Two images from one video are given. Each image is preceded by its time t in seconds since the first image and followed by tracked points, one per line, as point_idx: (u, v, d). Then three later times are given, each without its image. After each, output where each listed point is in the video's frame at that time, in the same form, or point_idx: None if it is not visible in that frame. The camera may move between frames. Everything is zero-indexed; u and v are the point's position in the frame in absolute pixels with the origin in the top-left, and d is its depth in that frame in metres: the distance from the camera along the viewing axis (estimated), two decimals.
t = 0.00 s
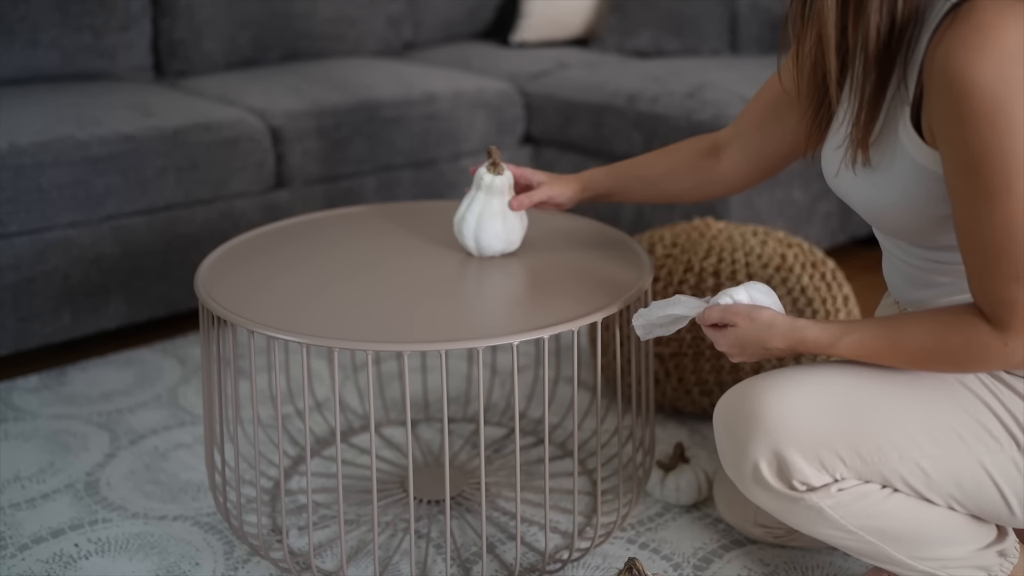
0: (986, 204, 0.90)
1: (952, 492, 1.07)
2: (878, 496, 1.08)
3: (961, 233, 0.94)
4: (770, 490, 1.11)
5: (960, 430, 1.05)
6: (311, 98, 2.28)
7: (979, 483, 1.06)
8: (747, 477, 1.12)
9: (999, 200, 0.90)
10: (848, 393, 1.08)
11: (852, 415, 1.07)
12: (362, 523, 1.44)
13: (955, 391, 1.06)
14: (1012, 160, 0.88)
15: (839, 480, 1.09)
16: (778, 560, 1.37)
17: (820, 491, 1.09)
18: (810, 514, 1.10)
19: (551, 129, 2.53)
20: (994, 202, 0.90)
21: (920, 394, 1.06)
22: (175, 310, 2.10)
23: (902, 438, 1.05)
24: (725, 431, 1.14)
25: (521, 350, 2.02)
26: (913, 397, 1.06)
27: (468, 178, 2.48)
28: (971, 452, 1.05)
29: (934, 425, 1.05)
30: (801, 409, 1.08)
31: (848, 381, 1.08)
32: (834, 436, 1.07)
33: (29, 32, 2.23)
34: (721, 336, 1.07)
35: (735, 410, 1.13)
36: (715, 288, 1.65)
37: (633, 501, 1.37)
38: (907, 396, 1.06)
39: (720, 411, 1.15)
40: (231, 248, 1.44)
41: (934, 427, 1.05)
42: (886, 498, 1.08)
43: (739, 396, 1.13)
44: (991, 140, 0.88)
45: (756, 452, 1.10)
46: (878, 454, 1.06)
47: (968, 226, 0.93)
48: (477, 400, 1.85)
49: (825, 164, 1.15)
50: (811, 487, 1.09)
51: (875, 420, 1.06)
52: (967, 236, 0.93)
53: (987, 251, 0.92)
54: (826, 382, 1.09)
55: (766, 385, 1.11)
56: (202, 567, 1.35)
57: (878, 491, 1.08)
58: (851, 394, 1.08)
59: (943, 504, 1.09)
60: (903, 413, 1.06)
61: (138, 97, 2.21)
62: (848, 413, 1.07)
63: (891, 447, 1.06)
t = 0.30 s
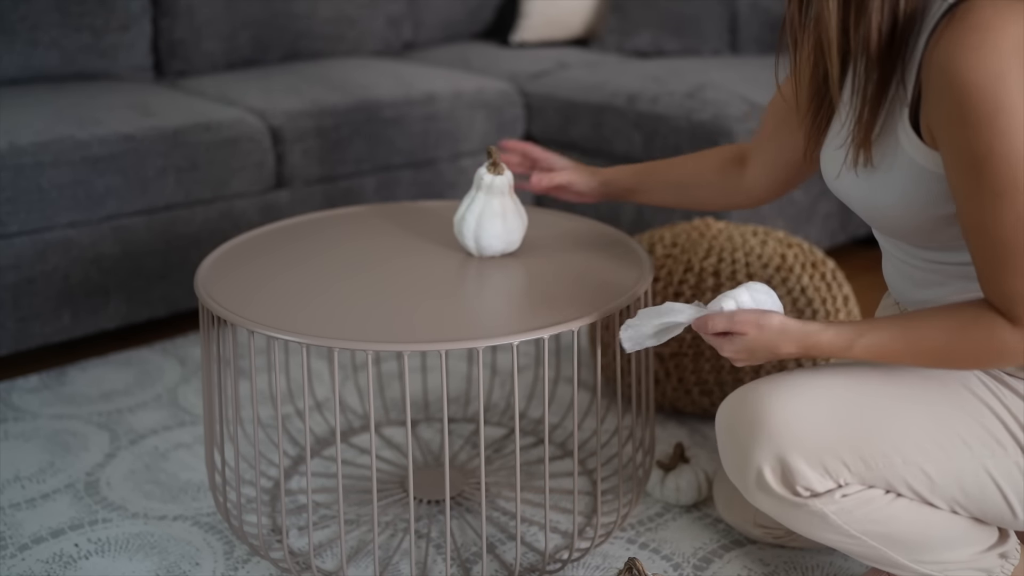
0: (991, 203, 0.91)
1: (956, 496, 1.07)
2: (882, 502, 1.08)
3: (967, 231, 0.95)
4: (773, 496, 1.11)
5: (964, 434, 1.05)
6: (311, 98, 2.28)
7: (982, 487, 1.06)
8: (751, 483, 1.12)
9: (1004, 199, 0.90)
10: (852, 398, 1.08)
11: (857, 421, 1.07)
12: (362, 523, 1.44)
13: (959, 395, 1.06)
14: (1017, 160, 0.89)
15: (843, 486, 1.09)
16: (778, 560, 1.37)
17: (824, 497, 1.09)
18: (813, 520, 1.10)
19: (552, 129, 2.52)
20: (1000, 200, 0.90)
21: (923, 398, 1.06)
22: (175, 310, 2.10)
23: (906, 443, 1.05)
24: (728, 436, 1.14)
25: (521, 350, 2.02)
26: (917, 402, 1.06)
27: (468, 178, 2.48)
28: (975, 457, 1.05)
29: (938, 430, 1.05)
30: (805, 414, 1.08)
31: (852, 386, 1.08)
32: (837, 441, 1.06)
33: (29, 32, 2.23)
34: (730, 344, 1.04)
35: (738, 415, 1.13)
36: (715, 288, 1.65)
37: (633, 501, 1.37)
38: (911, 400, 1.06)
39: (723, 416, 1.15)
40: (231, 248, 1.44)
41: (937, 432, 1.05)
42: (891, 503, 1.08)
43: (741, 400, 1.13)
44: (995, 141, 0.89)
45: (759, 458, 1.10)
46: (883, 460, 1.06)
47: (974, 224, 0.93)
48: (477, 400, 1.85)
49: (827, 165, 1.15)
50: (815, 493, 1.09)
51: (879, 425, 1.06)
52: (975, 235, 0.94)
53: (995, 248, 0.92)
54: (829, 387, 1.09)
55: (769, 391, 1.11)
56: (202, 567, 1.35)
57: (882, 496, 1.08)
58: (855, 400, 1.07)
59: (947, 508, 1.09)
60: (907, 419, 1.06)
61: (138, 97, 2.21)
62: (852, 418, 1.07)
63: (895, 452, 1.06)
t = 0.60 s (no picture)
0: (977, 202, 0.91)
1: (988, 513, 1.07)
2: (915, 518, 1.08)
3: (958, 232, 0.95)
4: (806, 510, 1.11)
5: (1000, 453, 1.04)
6: (312, 98, 2.28)
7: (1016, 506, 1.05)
8: (783, 496, 1.12)
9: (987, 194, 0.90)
10: (889, 414, 1.07)
11: (894, 438, 1.06)
12: (362, 523, 1.44)
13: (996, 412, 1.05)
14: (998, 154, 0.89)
15: (877, 502, 1.08)
16: (777, 560, 1.37)
17: (858, 513, 1.09)
18: (846, 535, 1.11)
19: (552, 129, 2.53)
20: (985, 200, 0.90)
21: (961, 416, 1.05)
22: (175, 310, 2.10)
23: (943, 462, 1.05)
24: (757, 448, 1.14)
25: (521, 350, 2.02)
26: (955, 420, 1.05)
27: (468, 178, 2.48)
28: (1011, 476, 1.04)
29: (975, 449, 1.04)
30: (841, 428, 1.07)
31: (889, 401, 1.07)
32: (874, 459, 1.06)
33: (29, 32, 2.23)
34: (747, 330, 1.10)
35: (768, 427, 1.12)
36: (715, 288, 1.65)
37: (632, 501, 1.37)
38: (949, 418, 1.05)
39: (753, 425, 1.15)
40: (231, 248, 1.44)
41: (975, 451, 1.04)
42: (923, 519, 1.08)
43: (773, 412, 1.12)
44: (974, 142, 0.89)
45: (792, 471, 1.09)
46: (919, 477, 1.06)
47: (963, 224, 0.94)
48: (477, 400, 1.85)
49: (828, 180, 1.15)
50: (850, 509, 1.09)
51: (916, 443, 1.05)
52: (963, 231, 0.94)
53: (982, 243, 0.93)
54: (866, 401, 1.08)
55: (804, 403, 1.10)
56: (202, 567, 1.35)
57: (915, 512, 1.08)
58: (892, 416, 1.07)
59: (978, 524, 1.09)
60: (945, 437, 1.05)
61: (138, 97, 2.21)
62: (889, 435, 1.06)
63: (932, 470, 1.05)
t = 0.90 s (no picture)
0: (915, 215, 0.90)
1: None
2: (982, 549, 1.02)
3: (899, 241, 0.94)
4: (872, 537, 1.03)
5: None
6: (312, 98, 2.28)
7: None
8: (847, 521, 1.04)
9: (926, 209, 0.89)
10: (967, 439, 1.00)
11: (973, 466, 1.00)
12: (362, 523, 1.44)
13: None
14: (940, 174, 0.88)
15: (948, 533, 1.02)
16: (777, 560, 1.37)
17: (929, 544, 1.02)
18: (909, 564, 1.04)
19: (551, 129, 2.52)
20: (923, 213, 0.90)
21: None
22: (175, 310, 2.10)
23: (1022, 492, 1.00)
24: (818, 468, 1.06)
25: (521, 350, 2.02)
26: None
27: (468, 178, 2.49)
28: None
29: None
30: (921, 455, 1.00)
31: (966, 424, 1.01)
32: (952, 487, 1.00)
33: (30, 32, 2.23)
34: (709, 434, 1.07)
35: (833, 446, 1.04)
36: (715, 288, 1.65)
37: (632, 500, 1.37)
38: None
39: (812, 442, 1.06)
40: (231, 248, 1.44)
41: None
42: (990, 551, 1.02)
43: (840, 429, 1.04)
44: (915, 157, 0.88)
45: (865, 497, 1.01)
46: (995, 507, 1.00)
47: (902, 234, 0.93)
48: (477, 399, 1.85)
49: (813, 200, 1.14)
50: (919, 539, 1.02)
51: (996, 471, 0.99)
52: (904, 243, 0.93)
53: (919, 258, 0.92)
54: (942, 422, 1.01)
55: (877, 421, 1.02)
56: (202, 567, 1.35)
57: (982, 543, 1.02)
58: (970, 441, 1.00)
59: None
60: None
61: (138, 97, 2.21)
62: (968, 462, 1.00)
63: (1009, 501, 1.00)
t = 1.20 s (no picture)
0: (852, 244, 0.91)
1: None
2: None
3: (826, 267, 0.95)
4: (958, 540, 0.98)
5: None
6: (312, 98, 2.28)
7: None
8: (929, 522, 0.99)
9: (864, 238, 0.91)
10: None
11: None
12: (362, 523, 1.44)
13: None
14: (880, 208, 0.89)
15: None
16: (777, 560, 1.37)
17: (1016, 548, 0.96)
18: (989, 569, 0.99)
19: (551, 129, 2.52)
20: (856, 244, 0.91)
21: None
22: (175, 310, 2.10)
23: None
24: (901, 476, 1.00)
25: (521, 350, 2.02)
26: None
27: (468, 178, 2.49)
28: None
29: None
30: (1008, 453, 0.95)
31: None
32: None
33: (30, 32, 2.23)
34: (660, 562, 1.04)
35: (926, 451, 0.98)
36: (715, 288, 1.64)
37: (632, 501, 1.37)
38: None
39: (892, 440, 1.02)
40: (231, 248, 1.45)
41: None
42: None
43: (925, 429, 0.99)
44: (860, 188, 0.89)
45: (954, 495, 0.96)
46: None
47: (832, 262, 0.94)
48: (477, 399, 1.85)
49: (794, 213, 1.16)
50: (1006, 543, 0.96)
51: None
52: (831, 268, 0.94)
53: (848, 293, 0.93)
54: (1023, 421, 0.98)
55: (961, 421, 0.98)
56: (202, 567, 1.35)
57: None
58: None
59: None
60: None
61: (138, 98, 2.21)
62: None
63: None
